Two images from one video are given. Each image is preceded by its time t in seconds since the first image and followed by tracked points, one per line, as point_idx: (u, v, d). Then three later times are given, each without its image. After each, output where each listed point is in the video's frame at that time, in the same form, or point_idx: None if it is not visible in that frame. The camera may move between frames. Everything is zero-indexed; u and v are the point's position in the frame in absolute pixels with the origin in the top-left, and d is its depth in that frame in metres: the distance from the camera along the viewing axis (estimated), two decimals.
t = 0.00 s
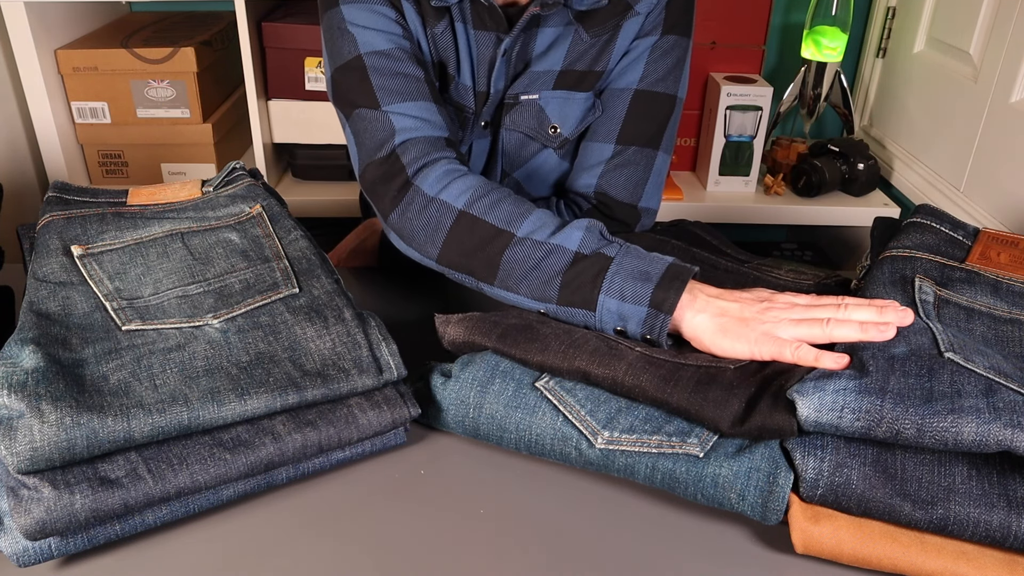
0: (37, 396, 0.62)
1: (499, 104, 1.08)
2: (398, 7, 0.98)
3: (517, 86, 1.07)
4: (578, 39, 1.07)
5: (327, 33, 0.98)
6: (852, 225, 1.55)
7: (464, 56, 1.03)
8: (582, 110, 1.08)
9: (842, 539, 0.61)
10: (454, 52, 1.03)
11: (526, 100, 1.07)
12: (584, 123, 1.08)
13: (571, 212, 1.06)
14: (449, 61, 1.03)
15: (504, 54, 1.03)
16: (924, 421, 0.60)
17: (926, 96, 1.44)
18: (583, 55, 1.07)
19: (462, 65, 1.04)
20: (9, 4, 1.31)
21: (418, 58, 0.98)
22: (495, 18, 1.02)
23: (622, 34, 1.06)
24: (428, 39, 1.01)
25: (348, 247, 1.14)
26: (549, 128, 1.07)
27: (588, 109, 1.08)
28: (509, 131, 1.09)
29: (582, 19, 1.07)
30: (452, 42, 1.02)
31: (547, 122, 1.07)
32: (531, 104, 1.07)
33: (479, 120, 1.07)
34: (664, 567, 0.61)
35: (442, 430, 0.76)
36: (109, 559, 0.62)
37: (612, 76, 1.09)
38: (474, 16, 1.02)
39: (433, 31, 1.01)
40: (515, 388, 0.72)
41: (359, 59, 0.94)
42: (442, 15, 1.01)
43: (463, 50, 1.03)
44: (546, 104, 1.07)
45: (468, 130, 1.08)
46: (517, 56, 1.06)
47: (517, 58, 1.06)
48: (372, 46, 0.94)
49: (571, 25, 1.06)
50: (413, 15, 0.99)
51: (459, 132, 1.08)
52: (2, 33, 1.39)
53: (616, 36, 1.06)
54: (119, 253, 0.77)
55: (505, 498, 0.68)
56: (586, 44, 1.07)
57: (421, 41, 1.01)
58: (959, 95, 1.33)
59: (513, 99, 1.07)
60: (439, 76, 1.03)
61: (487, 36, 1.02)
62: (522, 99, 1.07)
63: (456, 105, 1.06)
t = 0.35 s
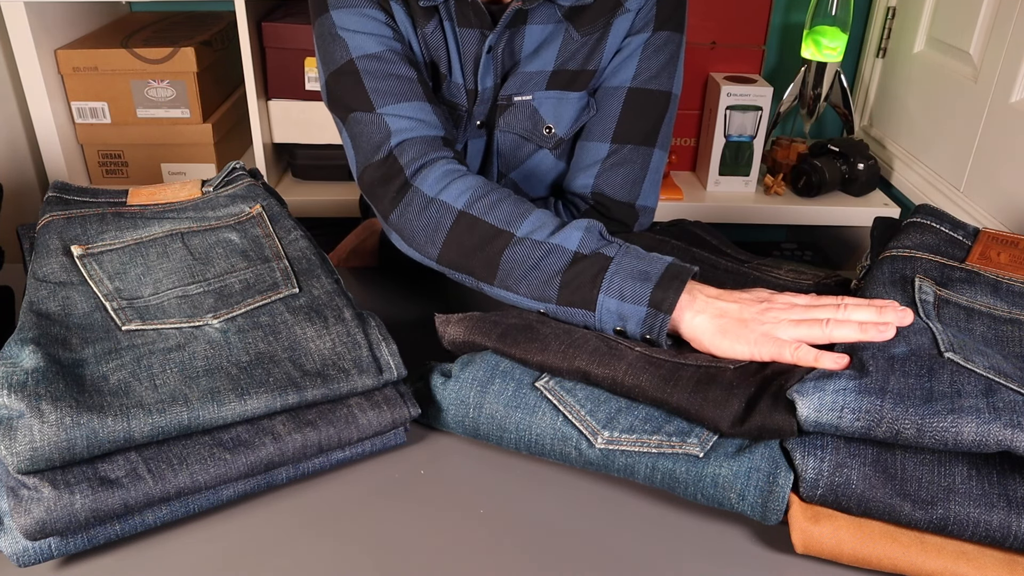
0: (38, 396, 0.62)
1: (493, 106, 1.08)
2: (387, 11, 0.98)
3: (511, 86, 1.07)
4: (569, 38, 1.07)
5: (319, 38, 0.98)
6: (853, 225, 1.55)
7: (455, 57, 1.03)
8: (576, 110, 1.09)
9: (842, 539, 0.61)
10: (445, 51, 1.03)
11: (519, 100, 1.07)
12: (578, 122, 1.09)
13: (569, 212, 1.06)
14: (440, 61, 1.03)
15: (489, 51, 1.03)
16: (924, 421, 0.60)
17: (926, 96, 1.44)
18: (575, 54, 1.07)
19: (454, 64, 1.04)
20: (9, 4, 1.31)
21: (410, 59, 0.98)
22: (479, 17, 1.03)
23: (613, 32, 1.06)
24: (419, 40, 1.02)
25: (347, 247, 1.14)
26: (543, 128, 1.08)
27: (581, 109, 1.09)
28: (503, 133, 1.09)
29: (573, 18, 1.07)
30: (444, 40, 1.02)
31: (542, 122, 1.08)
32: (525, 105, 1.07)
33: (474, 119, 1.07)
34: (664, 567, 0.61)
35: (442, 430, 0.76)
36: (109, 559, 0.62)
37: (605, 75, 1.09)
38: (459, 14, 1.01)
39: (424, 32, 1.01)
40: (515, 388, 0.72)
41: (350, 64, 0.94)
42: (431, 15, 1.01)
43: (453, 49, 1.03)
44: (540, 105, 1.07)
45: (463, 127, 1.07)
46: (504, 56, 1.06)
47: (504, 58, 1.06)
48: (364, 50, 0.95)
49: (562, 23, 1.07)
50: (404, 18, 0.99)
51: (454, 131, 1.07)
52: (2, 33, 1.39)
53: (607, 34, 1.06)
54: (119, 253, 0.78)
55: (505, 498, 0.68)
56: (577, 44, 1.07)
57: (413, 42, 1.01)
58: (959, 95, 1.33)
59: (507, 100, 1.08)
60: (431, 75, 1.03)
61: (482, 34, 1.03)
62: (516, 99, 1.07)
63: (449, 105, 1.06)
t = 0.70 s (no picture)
0: (37, 396, 0.62)
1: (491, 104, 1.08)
2: (387, 9, 0.98)
3: (510, 85, 1.07)
4: (568, 36, 1.07)
5: (319, 37, 0.98)
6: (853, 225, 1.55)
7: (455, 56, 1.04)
8: (575, 109, 1.08)
9: (842, 539, 0.61)
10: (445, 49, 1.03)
11: (518, 100, 1.08)
12: (577, 122, 1.08)
13: (568, 211, 1.07)
14: (440, 59, 1.03)
15: (489, 50, 1.04)
16: (924, 421, 0.60)
17: (926, 96, 1.44)
18: (574, 54, 1.07)
19: (454, 62, 1.04)
20: (9, 4, 1.31)
21: (409, 57, 0.98)
22: (481, 16, 1.03)
23: (612, 30, 1.06)
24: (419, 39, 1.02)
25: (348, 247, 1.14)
26: (542, 127, 1.08)
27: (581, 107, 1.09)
28: (502, 131, 1.09)
29: (571, 18, 1.07)
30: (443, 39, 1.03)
31: (541, 121, 1.08)
32: (524, 104, 1.08)
33: (474, 118, 1.07)
34: (664, 567, 0.61)
35: (442, 429, 0.76)
36: (109, 559, 0.62)
37: (604, 74, 1.09)
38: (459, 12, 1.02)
39: (423, 30, 1.01)
40: (515, 388, 0.72)
41: (350, 63, 0.94)
42: (431, 14, 1.01)
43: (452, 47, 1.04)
44: (539, 104, 1.07)
45: (463, 125, 1.08)
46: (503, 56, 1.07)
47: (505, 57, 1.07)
48: (363, 48, 0.95)
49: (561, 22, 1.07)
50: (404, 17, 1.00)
51: (454, 129, 1.07)
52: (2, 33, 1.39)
53: (606, 33, 1.06)
54: (119, 253, 0.78)
55: (505, 498, 0.68)
56: (575, 43, 1.07)
57: (413, 40, 1.01)
58: (959, 95, 1.33)
59: (506, 99, 1.08)
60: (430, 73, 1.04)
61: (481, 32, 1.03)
62: (515, 98, 1.08)
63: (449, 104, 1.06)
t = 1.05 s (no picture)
0: (37, 396, 0.62)
1: (494, 103, 1.08)
2: (393, 7, 0.98)
3: (511, 85, 1.07)
4: (572, 38, 1.07)
5: (324, 36, 0.99)
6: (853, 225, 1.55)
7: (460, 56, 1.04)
8: (577, 110, 1.08)
9: (842, 539, 0.61)
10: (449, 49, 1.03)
11: (521, 99, 1.07)
12: (579, 121, 1.08)
13: (569, 212, 1.07)
14: (445, 58, 1.03)
15: (497, 52, 1.03)
16: (924, 421, 0.60)
17: (926, 96, 1.44)
18: (576, 54, 1.07)
19: (458, 61, 1.04)
20: (9, 4, 1.31)
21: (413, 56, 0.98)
22: (489, 16, 1.02)
23: (616, 31, 1.06)
24: (424, 37, 1.02)
25: (348, 248, 1.14)
26: (543, 127, 1.08)
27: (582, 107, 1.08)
28: (504, 130, 1.09)
29: (576, 19, 1.06)
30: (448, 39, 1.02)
31: (543, 121, 1.08)
32: (526, 103, 1.07)
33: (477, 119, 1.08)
34: (664, 567, 0.61)
35: (442, 429, 0.76)
36: (109, 559, 0.62)
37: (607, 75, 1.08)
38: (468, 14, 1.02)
39: (429, 29, 1.01)
40: (515, 388, 0.72)
41: (355, 60, 0.95)
42: (438, 13, 1.01)
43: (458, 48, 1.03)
44: (541, 103, 1.07)
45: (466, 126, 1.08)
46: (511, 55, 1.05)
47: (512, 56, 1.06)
48: (368, 47, 0.96)
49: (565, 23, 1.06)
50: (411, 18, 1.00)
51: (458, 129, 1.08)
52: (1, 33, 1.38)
53: (610, 34, 1.06)
54: (119, 253, 0.78)
55: (505, 498, 0.68)
56: (579, 44, 1.07)
57: (418, 39, 1.01)
58: (959, 95, 1.33)
59: (509, 98, 1.08)
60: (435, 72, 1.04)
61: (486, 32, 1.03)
62: (518, 97, 1.07)
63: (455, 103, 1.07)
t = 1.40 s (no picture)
0: (37, 396, 0.62)
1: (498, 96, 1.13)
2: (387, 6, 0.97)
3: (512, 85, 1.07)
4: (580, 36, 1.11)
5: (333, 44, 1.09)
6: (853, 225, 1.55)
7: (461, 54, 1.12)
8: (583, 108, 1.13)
9: (843, 539, 0.60)
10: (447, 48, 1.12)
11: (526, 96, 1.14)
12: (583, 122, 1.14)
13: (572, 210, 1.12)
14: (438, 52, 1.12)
15: (506, 48, 1.10)
16: (924, 421, 0.60)
17: (927, 95, 1.44)
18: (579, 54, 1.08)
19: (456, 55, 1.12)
20: (9, 4, 1.31)
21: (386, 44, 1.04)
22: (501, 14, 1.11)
23: (624, 35, 1.12)
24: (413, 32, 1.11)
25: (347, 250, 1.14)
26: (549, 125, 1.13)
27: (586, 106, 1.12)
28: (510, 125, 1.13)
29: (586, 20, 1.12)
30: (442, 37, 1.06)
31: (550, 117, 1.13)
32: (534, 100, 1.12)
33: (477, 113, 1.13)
34: (664, 567, 0.61)
35: (441, 429, 0.76)
36: (109, 559, 0.62)
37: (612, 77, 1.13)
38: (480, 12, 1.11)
39: (421, 23, 1.10)
40: (515, 388, 0.72)
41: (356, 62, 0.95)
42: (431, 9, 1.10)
43: (467, 46, 1.11)
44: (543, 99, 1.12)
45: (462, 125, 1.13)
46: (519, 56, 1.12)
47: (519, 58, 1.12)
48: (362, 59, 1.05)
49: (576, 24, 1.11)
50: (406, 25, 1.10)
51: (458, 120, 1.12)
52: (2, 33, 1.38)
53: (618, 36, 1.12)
54: (119, 254, 0.78)
55: (505, 498, 0.68)
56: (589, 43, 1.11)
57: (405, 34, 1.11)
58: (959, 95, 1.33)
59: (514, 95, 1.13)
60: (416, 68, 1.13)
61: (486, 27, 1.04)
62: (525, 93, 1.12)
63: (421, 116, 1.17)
